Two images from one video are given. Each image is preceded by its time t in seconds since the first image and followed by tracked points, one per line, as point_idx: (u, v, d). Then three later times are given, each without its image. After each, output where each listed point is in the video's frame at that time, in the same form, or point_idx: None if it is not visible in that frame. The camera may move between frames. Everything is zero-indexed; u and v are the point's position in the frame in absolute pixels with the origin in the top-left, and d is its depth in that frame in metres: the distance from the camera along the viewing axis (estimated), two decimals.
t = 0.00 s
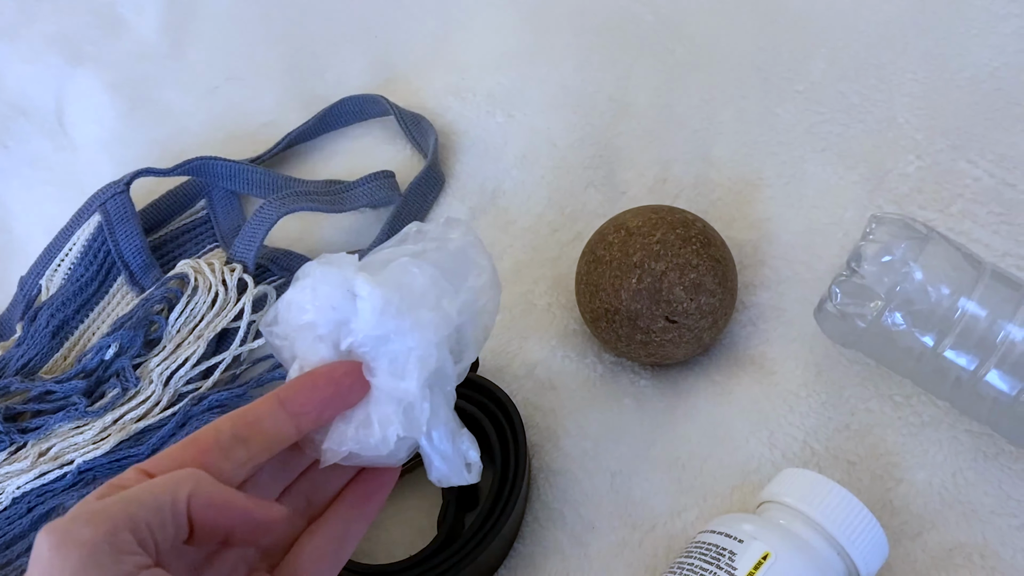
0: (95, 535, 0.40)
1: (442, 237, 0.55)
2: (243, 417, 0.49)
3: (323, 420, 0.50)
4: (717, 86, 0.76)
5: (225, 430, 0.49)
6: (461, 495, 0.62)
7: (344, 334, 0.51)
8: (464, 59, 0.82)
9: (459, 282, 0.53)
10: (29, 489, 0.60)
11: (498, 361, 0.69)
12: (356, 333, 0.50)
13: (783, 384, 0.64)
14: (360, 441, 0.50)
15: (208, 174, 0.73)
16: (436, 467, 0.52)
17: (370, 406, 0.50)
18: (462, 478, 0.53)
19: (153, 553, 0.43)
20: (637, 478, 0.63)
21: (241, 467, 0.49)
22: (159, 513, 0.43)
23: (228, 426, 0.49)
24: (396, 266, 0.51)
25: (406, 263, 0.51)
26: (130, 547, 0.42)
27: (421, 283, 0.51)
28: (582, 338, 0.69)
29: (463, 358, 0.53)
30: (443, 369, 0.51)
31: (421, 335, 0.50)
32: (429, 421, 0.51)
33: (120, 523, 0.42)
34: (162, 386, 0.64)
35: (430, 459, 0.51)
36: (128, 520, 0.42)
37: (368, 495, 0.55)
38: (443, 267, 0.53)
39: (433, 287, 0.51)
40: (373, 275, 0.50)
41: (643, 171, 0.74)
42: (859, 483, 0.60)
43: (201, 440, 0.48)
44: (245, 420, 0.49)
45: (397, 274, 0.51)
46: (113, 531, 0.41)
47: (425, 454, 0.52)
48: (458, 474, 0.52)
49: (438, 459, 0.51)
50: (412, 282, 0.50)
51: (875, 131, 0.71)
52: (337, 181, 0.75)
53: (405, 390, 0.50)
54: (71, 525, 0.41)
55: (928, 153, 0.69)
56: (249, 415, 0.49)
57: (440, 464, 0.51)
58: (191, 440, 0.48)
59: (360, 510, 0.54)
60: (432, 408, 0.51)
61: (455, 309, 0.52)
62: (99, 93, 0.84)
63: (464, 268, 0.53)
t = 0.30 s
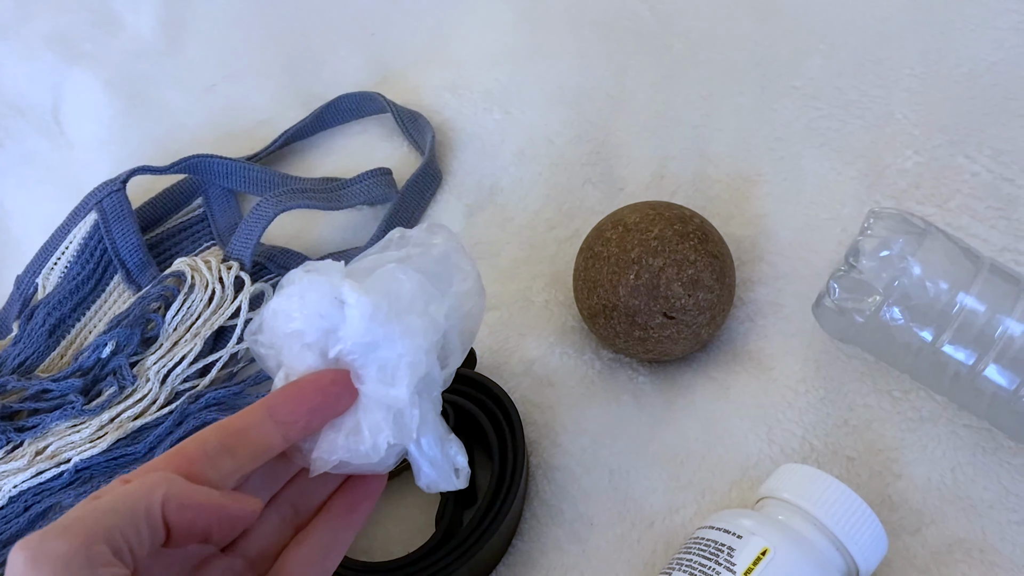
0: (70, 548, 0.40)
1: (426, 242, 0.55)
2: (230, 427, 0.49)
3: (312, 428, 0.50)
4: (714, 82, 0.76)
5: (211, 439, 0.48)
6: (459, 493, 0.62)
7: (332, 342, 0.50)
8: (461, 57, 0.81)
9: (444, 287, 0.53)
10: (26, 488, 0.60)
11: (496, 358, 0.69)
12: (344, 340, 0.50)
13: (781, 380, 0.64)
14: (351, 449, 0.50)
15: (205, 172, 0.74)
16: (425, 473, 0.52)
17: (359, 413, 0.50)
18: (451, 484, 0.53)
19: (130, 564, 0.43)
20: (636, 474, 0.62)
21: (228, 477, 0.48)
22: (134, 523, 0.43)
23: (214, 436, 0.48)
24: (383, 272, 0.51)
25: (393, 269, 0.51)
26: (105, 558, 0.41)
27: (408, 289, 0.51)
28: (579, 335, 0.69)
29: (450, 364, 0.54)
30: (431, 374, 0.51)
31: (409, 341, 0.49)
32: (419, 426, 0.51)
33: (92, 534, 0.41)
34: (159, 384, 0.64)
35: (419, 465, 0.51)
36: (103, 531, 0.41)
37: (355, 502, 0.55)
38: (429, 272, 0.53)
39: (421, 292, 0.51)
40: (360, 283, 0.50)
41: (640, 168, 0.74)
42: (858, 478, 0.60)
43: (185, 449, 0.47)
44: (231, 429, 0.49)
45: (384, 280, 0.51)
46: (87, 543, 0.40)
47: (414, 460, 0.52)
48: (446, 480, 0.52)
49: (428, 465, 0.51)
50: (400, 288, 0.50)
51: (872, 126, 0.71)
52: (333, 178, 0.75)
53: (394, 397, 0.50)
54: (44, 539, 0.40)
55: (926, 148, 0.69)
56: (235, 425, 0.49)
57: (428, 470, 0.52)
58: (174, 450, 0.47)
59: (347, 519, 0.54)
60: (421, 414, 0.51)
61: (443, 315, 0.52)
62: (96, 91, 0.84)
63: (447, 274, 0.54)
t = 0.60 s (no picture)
0: (72, 547, 0.39)
1: (425, 228, 0.54)
2: (231, 418, 0.49)
3: (317, 417, 0.49)
4: (712, 81, 0.76)
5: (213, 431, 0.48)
6: (459, 492, 0.62)
7: (336, 330, 0.50)
8: (458, 56, 0.81)
9: (447, 272, 0.53)
10: (23, 490, 0.60)
11: (494, 358, 0.69)
12: (349, 328, 0.50)
13: (779, 378, 0.64)
14: (359, 438, 0.50)
15: (203, 174, 0.74)
16: (430, 460, 0.53)
17: (365, 402, 0.50)
18: (456, 472, 0.54)
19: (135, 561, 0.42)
20: (634, 474, 0.62)
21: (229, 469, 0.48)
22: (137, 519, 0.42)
23: (215, 428, 0.48)
24: (386, 258, 0.51)
25: (397, 255, 0.51)
26: (111, 557, 0.40)
27: (413, 276, 0.50)
28: (577, 335, 0.69)
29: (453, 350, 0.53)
30: (437, 362, 0.51)
31: (415, 328, 0.49)
32: (426, 413, 0.51)
33: (97, 533, 0.41)
34: (156, 385, 0.63)
35: (425, 452, 0.52)
36: (108, 529, 0.41)
37: (359, 495, 0.54)
38: (432, 258, 0.52)
39: (425, 279, 0.51)
40: (364, 269, 0.50)
41: (638, 167, 0.74)
42: (856, 477, 0.60)
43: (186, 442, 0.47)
44: (233, 420, 0.48)
45: (388, 267, 0.50)
46: (90, 541, 0.40)
47: (420, 448, 0.52)
48: (451, 467, 0.53)
49: (433, 452, 0.52)
50: (404, 275, 0.50)
51: (870, 125, 0.71)
52: (331, 179, 0.75)
53: (400, 385, 0.50)
54: (47, 538, 0.39)
55: (924, 146, 0.69)
56: (237, 416, 0.49)
57: (434, 457, 0.52)
58: (176, 443, 0.47)
59: (352, 510, 0.54)
60: (428, 402, 0.51)
61: (447, 301, 0.52)
62: (92, 93, 0.84)
63: (449, 260, 0.53)
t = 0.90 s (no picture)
0: (85, 553, 0.39)
1: (429, 237, 0.55)
2: (243, 422, 0.49)
3: (326, 422, 0.50)
4: (709, 84, 0.76)
5: (222, 436, 0.48)
6: (458, 496, 0.62)
7: (345, 336, 0.50)
8: (456, 60, 0.82)
9: (453, 281, 0.53)
10: (24, 496, 0.60)
11: (493, 363, 0.69)
12: (358, 335, 0.50)
13: (778, 381, 0.64)
14: (366, 443, 0.51)
15: (202, 179, 0.74)
16: (435, 466, 0.53)
17: (373, 408, 0.50)
18: (459, 477, 0.54)
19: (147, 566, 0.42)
20: (633, 477, 0.62)
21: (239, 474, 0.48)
22: (151, 524, 0.42)
23: (227, 432, 0.48)
24: (395, 266, 0.51)
25: (405, 263, 0.51)
26: (123, 563, 0.41)
27: (421, 284, 0.51)
28: (576, 339, 0.69)
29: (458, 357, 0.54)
30: (444, 369, 0.52)
31: (423, 335, 0.50)
32: (433, 419, 0.51)
33: (110, 539, 0.41)
34: (157, 390, 0.64)
35: (430, 457, 0.52)
36: (119, 535, 0.41)
37: (363, 502, 0.54)
38: (439, 265, 0.53)
39: (433, 287, 0.51)
40: (373, 276, 0.50)
41: (636, 171, 0.74)
42: (855, 480, 0.60)
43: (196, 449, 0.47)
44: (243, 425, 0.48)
45: (397, 274, 0.51)
46: (103, 547, 0.40)
47: (425, 453, 0.53)
48: (456, 473, 0.53)
49: (438, 458, 0.53)
50: (413, 282, 0.51)
51: (867, 128, 0.71)
52: (330, 184, 0.75)
53: (407, 390, 0.50)
54: (60, 544, 0.39)
55: (921, 149, 0.69)
56: (248, 420, 0.49)
57: (439, 462, 0.53)
58: (186, 447, 0.47)
59: (354, 518, 0.53)
60: (434, 408, 0.52)
61: (455, 308, 0.52)
62: (91, 98, 0.84)
63: (454, 269, 0.54)
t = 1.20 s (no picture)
0: (85, 561, 0.39)
1: (432, 236, 0.54)
2: (243, 426, 0.48)
3: (329, 425, 0.49)
4: (707, 86, 0.76)
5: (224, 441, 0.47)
6: (456, 499, 0.62)
7: (348, 339, 0.50)
8: (454, 62, 0.81)
9: (456, 282, 0.53)
10: (21, 500, 0.59)
11: (491, 365, 0.69)
12: (361, 337, 0.50)
13: (776, 384, 0.64)
14: (370, 446, 0.50)
15: (199, 182, 0.74)
16: (439, 468, 0.53)
17: (377, 410, 0.50)
18: (464, 479, 0.54)
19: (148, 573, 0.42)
20: (632, 480, 0.62)
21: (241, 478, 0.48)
22: (151, 530, 0.42)
23: (227, 436, 0.48)
24: (397, 267, 0.51)
25: (408, 264, 0.51)
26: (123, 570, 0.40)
27: (425, 285, 0.51)
28: (574, 341, 0.69)
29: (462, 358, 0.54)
30: (447, 370, 0.52)
31: (427, 336, 0.50)
32: (438, 421, 0.51)
33: (110, 545, 0.40)
34: (154, 395, 0.63)
35: (434, 459, 0.52)
36: (119, 541, 0.41)
37: (366, 506, 0.54)
38: (442, 266, 0.53)
39: (437, 288, 0.51)
40: (376, 278, 0.50)
41: (635, 173, 0.74)
42: (854, 482, 0.60)
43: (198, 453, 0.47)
44: (246, 429, 0.48)
45: (400, 275, 0.50)
46: (103, 554, 0.40)
47: (429, 455, 0.52)
48: (461, 475, 0.53)
49: (442, 460, 0.52)
50: (416, 283, 0.50)
51: (865, 130, 0.71)
52: (328, 186, 0.75)
53: (411, 393, 0.50)
54: (60, 551, 0.39)
55: (919, 151, 0.69)
56: (249, 425, 0.48)
57: (443, 465, 0.52)
58: (186, 451, 0.47)
59: (357, 521, 0.53)
60: (438, 410, 0.51)
61: (458, 309, 0.52)
62: (89, 101, 0.84)
63: (457, 269, 0.53)
